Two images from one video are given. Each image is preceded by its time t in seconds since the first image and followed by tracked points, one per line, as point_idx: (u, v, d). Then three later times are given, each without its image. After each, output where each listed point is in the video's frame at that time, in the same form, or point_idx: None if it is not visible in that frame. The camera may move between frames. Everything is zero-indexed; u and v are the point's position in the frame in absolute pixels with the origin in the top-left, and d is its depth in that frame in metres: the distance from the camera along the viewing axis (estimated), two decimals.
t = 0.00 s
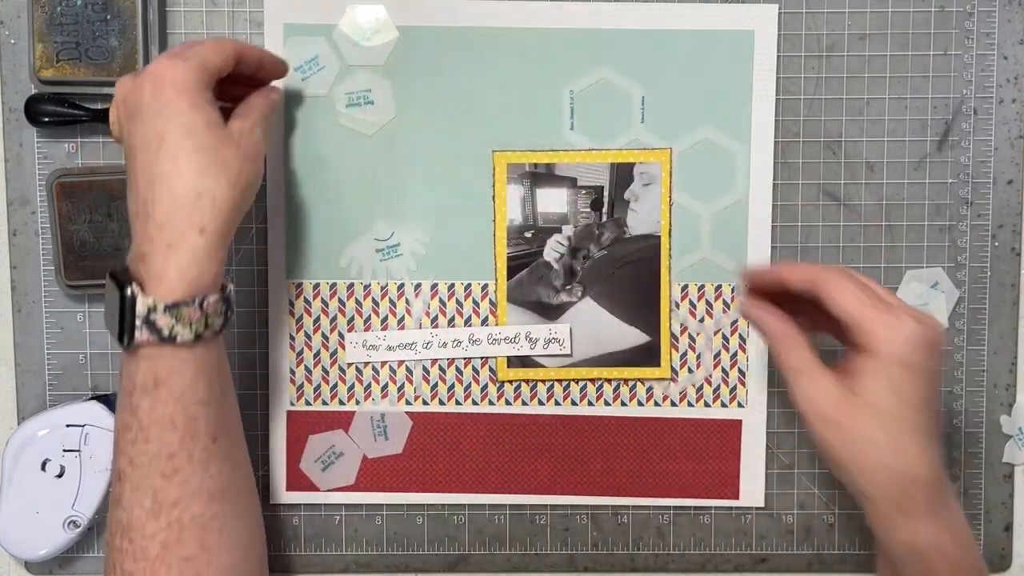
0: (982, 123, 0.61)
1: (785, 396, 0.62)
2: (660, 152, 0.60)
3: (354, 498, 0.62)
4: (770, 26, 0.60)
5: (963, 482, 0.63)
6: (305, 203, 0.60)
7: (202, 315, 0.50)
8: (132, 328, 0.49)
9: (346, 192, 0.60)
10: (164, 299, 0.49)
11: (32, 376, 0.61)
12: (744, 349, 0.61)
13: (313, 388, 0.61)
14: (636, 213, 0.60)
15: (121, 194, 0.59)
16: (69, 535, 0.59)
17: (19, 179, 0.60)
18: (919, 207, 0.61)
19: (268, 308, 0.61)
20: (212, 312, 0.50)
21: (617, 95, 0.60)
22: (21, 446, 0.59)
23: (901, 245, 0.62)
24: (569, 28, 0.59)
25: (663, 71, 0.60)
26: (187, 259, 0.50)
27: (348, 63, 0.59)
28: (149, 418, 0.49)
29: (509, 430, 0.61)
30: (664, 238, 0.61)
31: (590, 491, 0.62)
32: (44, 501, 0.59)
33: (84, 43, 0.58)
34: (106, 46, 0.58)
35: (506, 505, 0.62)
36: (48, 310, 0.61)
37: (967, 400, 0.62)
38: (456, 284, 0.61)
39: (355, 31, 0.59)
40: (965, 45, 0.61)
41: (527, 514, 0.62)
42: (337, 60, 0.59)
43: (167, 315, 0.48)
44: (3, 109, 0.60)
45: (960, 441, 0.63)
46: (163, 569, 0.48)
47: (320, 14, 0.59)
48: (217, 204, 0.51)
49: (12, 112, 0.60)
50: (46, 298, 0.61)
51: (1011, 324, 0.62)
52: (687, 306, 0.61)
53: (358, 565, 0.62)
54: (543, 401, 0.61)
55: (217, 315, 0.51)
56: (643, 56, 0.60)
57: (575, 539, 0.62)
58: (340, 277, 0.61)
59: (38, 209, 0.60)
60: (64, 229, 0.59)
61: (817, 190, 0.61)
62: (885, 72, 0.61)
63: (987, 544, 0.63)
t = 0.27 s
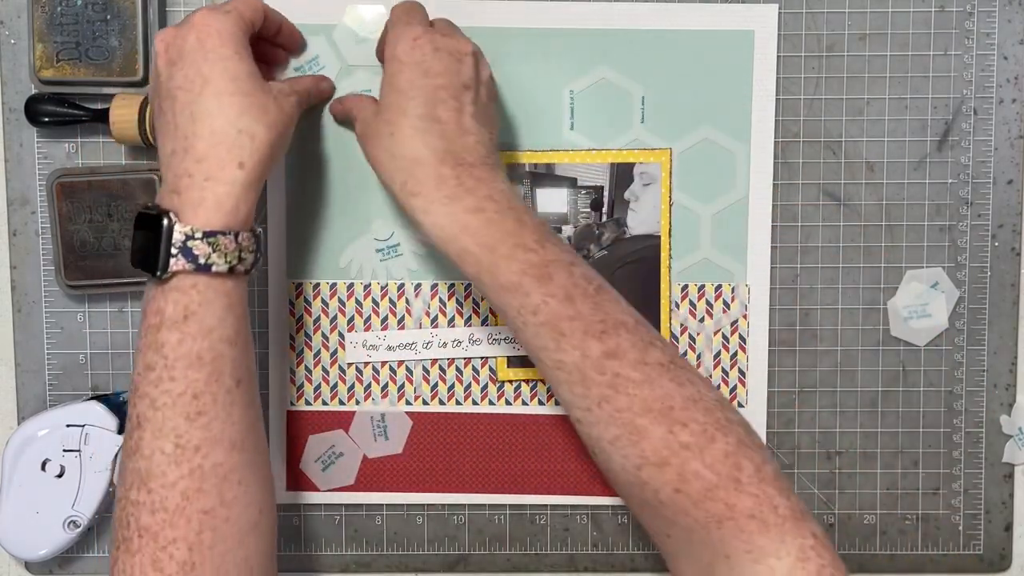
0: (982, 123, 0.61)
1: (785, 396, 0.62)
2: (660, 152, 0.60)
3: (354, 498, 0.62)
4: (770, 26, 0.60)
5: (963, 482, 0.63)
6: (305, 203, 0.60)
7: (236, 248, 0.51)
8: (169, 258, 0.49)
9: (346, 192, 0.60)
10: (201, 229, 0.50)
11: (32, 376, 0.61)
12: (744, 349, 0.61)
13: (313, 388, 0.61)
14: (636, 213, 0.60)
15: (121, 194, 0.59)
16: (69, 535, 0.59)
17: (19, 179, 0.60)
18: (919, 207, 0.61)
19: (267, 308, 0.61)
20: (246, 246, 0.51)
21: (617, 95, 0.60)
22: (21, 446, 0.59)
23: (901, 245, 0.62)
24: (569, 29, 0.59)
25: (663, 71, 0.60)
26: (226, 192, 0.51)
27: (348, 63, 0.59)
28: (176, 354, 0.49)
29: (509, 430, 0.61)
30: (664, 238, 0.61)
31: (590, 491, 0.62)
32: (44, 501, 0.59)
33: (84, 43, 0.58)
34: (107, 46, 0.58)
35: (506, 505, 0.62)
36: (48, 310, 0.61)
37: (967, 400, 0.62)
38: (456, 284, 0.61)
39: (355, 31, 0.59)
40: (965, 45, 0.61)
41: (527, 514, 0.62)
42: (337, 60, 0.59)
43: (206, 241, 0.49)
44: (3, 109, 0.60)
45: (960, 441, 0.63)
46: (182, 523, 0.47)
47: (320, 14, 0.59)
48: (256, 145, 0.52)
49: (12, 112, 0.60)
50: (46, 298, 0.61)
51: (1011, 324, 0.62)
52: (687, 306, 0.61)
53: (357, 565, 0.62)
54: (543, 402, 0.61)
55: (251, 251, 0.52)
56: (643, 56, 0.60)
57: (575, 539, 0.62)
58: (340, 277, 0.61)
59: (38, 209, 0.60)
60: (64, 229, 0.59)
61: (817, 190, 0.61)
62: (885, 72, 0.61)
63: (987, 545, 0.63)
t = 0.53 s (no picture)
0: (982, 122, 0.61)
1: (785, 396, 0.62)
2: (661, 151, 0.60)
3: (353, 498, 0.62)
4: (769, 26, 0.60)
5: (963, 482, 0.63)
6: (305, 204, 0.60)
7: (236, 215, 0.50)
8: (167, 222, 0.48)
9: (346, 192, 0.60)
10: (201, 194, 0.49)
11: (32, 376, 0.61)
12: (744, 349, 0.61)
13: (313, 388, 0.61)
14: (636, 213, 0.60)
15: (121, 194, 0.59)
16: (69, 535, 0.59)
17: (19, 179, 0.60)
18: (919, 207, 0.61)
19: (267, 308, 0.61)
20: (246, 214, 0.50)
21: (617, 95, 0.60)
22: (21, 445, 0.59)
23: (901, 245, 0.62)
24: (569, 29, 0.59)
25: (664, 71, 0.60)
26: (227, 157, 0.50)
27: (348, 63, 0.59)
28: (171, 320, 0.48)
29: (509, 430, 0.61)
30: (664, 238, 0.61)
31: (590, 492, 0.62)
32: (44, 502, 0.59)
33: (84, 43, 0.58)
34: (107, 46, 0.58)
35: (506, 505, 0.62)
36: (48, 310, 0.61)
37: (967, 400, 0.62)
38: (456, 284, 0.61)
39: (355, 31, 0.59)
40: (965, 45, 0.61)
41: (528, 515, 0.62)
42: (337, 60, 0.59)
43: (206, 207, 0.48)
44: (3, 109, 0.60)
45: (960, 441, 0.63)
46: (171, 490, 0.47)
47: (320, 14, 0.59)
48: (262, 116, 0.51)
49: (12, 112, 0.60)
50: (46, 298, 0.61)
51: (1011, 324, 0.62)
52: (687, 306, 0.61)
53: (357, 565, 0.62)
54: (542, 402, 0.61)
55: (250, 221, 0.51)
56: (643, 56, 0.60)
57: (575, 539, 0.62)
58: (340, 277, 0.61)
59: (38, 209, 0.60)
60: (64, 229, 0.59)
61: (817, 190, 0.61)
62: (885, 72, 0.61)
63: (987, 545, 0.63)
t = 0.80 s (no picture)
0: (982, 122, 0.61)
1: (785, 396, 0.62)
2: (660, 151, 0.60)
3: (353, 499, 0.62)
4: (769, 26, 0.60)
5: (963, 482, 0.63)
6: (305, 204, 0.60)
7: (227, 213, 0.49)
8: (156, 219, 0.48)
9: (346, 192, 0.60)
10: (190, 192, 0.48)
11: (32, 376, 0.61)
12: (745, 349, 0.61)
13: (313, 388, 0.61)
14: (635, 213, 0.60)
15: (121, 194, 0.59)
16: (69, 535, 0.59)
17: (19, 179, 0.60)
18: (919, 207, 0.61)
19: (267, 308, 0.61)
20: (238, 213, 0.50)
21: (617, 95, 0.60)
22: (21, 446, 0.59)
23: (901, 245, 0.62)
24: (569, 29, 0.59)
25: (663, 71, 0.60)
26: (216, 155, 0.49)
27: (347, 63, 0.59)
28: (164, 319, 0.48)
29: (509, 430, 0.61)
30: (664, 238, 0.61)
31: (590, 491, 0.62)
32: (43, 502, 0.59)
33: (84, 43, 0.58)
34: (107, 46, 0.58)
35: (506, 505, 0.62)
36: (48, 310, 0.61)
37: (967, 400, 0.62)
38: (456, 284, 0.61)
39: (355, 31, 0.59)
40: (965, 45, 0.61)
41: (528, 515, 0.62)
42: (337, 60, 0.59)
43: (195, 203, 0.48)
44: (3, 109, 0.60)
45: (960, 441, 0.63)
46: (166, 490, 0.47)
47: (320, 14, 0.59)
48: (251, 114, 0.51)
49: (12, 112, 0.60)
50: (46, 298, 0.61)
51: (1011, 324, 0.62)
52: (687, 306, 0.61)
53: (357, 565, 0.62)
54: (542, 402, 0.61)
55: (242, 218, 0.51)
56: (643, 56, 0.60)
57: (575, 539, 0.62)
58: (340, 277, 0.61)
59: (38, 209, 0.60)
60: (64, 229, 0.59)
61: (817, 190, 0.61)
62: (885, 72, 0.61)
63: (988, 545, 0.63)
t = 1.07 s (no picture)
0: (982, 122, 0.61)
1: (785, 396, 0.62)
2: (660, 151, 0.60)
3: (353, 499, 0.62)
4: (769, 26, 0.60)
5: (963, 482, 0.63)
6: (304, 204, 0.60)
7: (229, 303, 0.50)
8: (166, 310, 0.51)
9: (346, 192, 0.60)
10: (192, 285, 0.50)
11: (32, 376, 0.61)
12: (744, 349, 0.61)
13: (313, 388, 0.61)
14: (635, 213, 0.60)
15: (121, 194, 0.59)
16: (69, 535, 0.59)
17: (19, 180, 0.60)
18: (919, 207, 0.61)
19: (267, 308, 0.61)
20: (241, 302, 0.51)
21: (616, 95, 0.60)
22: (21, 445, 0.59)
23: (901, 245, 0.62)
24: (569, 29, 0.59)
25: (663, 71, 0.60)
26: (218, 210, 0.51)
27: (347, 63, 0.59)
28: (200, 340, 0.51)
29: (509, 430, 0.61)
30: (664, 238, 0.61)
31: (590, 491, 0.62)
32: (43, 502, 0.59)
33: (84, 43, 0.58)
34: (106, 46, 0.58)
35: (506, 505, 0.62)
36: (48, 310, 0.61)
37: (967, 400, 0.62)
38: (456, 284, 0.61)
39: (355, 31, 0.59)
40: (965, 45, 0.61)
41: (528, 514, 0.62)
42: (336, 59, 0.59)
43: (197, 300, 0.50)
44: (3, 109, 0.60)
45: (960, 441, 0.63)
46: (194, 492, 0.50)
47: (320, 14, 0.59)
48: (249, 160, 0.52)
49: (12, 112, 0.60)
50: (46, 298, 0.61)
51: (1011, 324, 0.62)
52: (687, 306, 0.61)
53: (357, 565, 0.62)
54: (542, 402, 0.61)
55: (248, 307, 0.51)
56: (642, 56, 0.60)
57: (575, 539, 0.62)
58: (340, 277, 0.61)
59: (38, 209, 0.60)
60: (64, 229, 0.59)
61: (816, 190, 0.61)
62: (885, 72, 0.61)
63: (988, 545, 0.63)
